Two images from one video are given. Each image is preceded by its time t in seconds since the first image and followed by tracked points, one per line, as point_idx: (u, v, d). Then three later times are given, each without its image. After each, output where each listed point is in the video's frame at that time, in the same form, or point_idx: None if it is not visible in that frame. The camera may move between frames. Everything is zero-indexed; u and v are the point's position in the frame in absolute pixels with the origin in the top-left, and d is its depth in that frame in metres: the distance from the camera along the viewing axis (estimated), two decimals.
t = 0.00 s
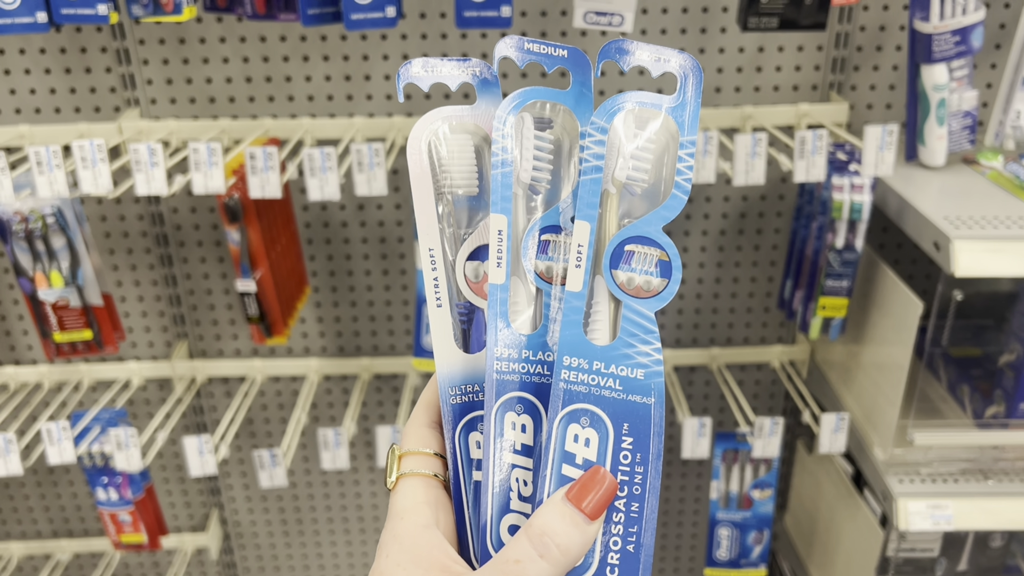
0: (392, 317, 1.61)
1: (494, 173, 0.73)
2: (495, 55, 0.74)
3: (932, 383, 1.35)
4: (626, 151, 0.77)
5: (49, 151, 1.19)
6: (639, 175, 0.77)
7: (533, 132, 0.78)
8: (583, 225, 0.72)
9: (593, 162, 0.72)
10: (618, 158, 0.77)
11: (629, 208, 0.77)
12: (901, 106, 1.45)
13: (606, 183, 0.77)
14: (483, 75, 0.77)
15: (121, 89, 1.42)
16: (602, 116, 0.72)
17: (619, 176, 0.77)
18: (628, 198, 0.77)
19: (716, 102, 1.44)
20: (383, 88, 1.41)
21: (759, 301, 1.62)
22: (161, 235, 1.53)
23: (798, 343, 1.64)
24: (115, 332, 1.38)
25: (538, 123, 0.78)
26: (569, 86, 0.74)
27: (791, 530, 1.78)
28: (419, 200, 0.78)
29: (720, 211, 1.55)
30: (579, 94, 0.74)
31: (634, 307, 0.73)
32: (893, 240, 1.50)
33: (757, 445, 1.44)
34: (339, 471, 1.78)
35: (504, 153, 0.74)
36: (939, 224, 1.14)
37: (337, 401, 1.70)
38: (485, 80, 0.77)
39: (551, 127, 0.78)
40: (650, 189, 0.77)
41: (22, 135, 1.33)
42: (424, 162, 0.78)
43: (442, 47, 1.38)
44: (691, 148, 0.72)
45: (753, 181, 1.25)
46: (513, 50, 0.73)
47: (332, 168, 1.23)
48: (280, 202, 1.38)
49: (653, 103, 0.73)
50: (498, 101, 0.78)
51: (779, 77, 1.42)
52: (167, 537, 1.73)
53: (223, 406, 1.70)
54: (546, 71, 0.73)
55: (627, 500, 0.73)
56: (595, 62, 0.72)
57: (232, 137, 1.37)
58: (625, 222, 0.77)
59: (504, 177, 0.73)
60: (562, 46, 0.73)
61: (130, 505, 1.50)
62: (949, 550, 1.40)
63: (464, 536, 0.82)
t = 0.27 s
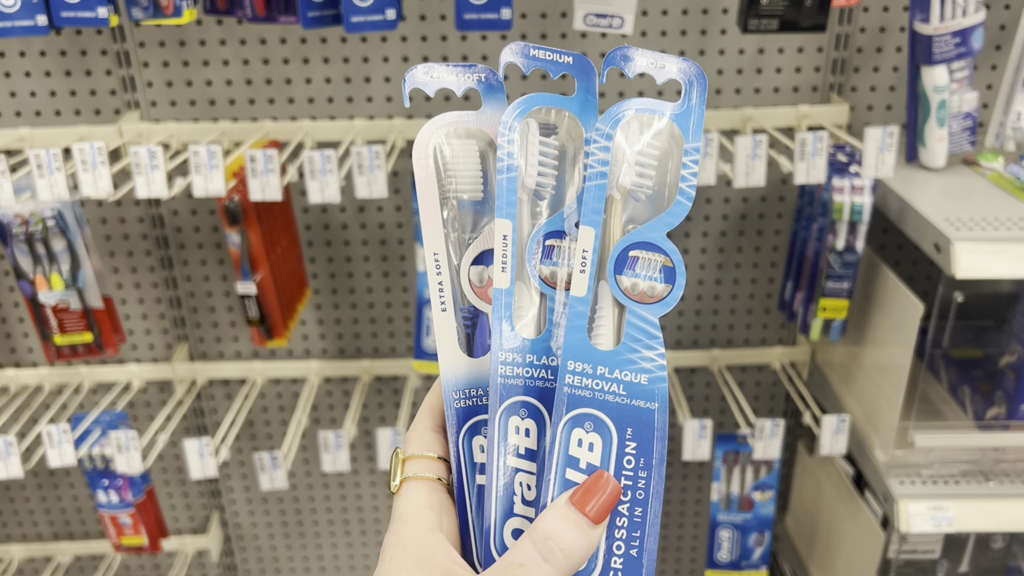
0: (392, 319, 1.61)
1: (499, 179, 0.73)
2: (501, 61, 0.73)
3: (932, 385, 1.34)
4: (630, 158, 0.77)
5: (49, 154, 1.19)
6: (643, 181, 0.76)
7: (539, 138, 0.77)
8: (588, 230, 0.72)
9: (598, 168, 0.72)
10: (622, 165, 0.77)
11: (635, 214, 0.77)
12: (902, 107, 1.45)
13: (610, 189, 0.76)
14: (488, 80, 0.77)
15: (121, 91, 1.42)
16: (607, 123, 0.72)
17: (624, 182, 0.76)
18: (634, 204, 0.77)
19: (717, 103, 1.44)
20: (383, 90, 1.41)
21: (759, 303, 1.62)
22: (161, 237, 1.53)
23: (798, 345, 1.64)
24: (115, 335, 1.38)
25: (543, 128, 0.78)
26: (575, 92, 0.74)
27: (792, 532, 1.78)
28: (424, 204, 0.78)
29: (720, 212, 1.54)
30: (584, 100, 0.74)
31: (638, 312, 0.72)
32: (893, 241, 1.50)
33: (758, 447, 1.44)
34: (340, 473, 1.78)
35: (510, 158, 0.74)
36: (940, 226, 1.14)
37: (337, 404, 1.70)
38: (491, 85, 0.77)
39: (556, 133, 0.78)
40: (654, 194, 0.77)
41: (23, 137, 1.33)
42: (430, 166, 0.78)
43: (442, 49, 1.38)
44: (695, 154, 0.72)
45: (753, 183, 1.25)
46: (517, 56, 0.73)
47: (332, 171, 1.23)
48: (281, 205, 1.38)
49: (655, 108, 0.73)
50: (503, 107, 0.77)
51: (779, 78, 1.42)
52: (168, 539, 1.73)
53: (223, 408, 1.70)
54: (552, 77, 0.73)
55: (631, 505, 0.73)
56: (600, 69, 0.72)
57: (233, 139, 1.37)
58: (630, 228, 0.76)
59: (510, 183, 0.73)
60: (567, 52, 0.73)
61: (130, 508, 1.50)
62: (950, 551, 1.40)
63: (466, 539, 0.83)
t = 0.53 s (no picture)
0: (391, 320, 1.61)
1: (497, 183, 0.73)
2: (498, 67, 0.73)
3: (931, 385, 1.34)
4: (626, 163, 0.77)
5: (47, 156, 1.19)
6: (640, 185, 0.77)
7: (536, 143, 0.78)
8: (586, 234, 0.72)
9: (595, 172, 0.72)
10: (618, 170, 0.77)
11: (633, 217, 0.76)
12: (901, 107, 1.45)
13: (607, 194, 0.76)
14: (486, 86, 0.77)
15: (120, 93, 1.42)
16: (603, 127, 0.72)
17: (620, 187, 0.76)
18: (631, 208, 0.76)
19: (715, 104, 1.44)
20: (381, 91, 1.41)
21: (758, 304, 1.62)
22: (160, 238, 1.53)
23: (798, 345, 1.64)
24: (113, 336, 1.38)
25: (539, 134, 0.78)
26: (572, 98, 0.74)
27: (792, 532, 1.78)
28: (422, 208, 0.78)
29: (719, 213, 1.54)
30: (581, 106, 0.74)
31: (635, 315, 0.72)
32: (892, 242, 1.50)
33: (757, 448, 1.43)
34: (339, 475, 1.78)
35: (508, 163, 0.74)
36: (938, 226, 1.14)
37: (336, 405, 1.70)
38: (488, 90, 0.77)
39: (552, 138, 0.78)
40: (651, 198, 0.76)
41: (21, 139, 1.33)
42: (428, 172, 0.79)
43: (440, 50, 1.38)
44: (691, 159, 0.72)
45: (752, 184, 1.25)
46: (514, 62, 0.73)
47: (330, 172, 1.23)
48: (280, 207, 1.38)
49: (651, 114, 0.73)
50: (501, 112, 0.77)
51: (778, 79, 1.42)
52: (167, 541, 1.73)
53: (222, 409, 1.70)
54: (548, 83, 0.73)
55: (628, 507, 0.73)
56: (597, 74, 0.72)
57: (231, 140, 1.37)
58: (627, 231, 0.76)
59: (507, 188, 0.73)
60: (564, 58, 0.73)
61: (129, 509, 1.50)
62: (949, 552, 1.39)
63: (465, 542, 0.82)
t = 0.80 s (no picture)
0: (390, 320, 1.61)
1: (499, 185, 0.73)
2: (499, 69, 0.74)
3: (931, 384, 1.34)
4: (627, 163, 0.77)
5: (46, 156, 1.19)
6: (641, 186, 0.76)
7: (537, 144, 0.77)
8: (587, 235, 0.72)
9: (596, 174, 0.72)
10: (620, 171, 0.76)
11: (633, 218, 0.76)
12: (900, 106, 1.45)
13: (608, 195, 0.76)
14: (487, 87, 0.76)
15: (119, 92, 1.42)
16: (604, 128, 0.72)
17: (621, 188, 0.76)
18: (631, 208, 0.76)
19: (715, 103, 1.44)
20: (380, 90, 1.41)
21: (758, 303, 1.62)
22: (159, 238, 1.53)
23: (798, 345, 1.64)
24: (112, 336, 1.38)
25: (541, 135, 0.77)
26: (572, 99, 0.74)
27: (792, 532, 1.78)
28: (424, 210, 0.78)
29: (718, 212, 1.54)
30: (581, 107, 0.74)
31: (637, 315, 0.72)
32: (892, 241, 1.50)
33: (757, 448, 1.43)
34: (339, 475, 1.78)
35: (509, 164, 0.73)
36: (938, 225, 1.14)
37: (336, 404, 1.70)
38: (489, 92, 0.77)
39: (553, 139, 0.78)
40: (652, 199, 0.76)
41: (20, 139, 1.33)
42: (430, 174, 0.79)
43: (439, 49, 1.38)
44: (692, 159, 0.72)
45: (751, 183, 1.25)
46: (515, 64, 0.73)
47: (329, 171, 1.22)
48: (279, 208, 1.38)
49: (652, 114, 0.73)
50: (501, 114, 0.77)
51: (777, 78, 1.42)
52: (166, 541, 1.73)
53: (222, 409, 1.70)
54: (549, 84, 0.73)
55: (631, 506, 0.73)
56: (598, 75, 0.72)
57: (230, 140, 1.37)
58: (627, 232, 0.76)
59: (509, 189, 0.73)
60: (564, 60, 0.73)
61: (128, 509, 1.50)
62: (950, 551, 1.39)
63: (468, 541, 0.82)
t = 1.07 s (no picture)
0: (391, 320, 1.61)
1: (501, 173, 0.73)
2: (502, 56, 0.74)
3: (931, 383, 1.34)
4: (633, 151, 0.77)
5: (46, 156, 1.19)
6: (646, 175, 0.76)
7: (541, 132, 0.77)
8: (590, 225, 0.72)
9: (600, 162, 0.72)
10: (624, 159, 0.77)
11: (635, 208, 0.76)
12: (900, 106, 1.45)
13: (612, 183, 0.76)
14: (490, 75, 0.77)
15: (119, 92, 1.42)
16: (609, 116, 0.72)
17: (626, 176, 0.77)
18: (635, 198, 0.77)
19: (714, 103, 1.44)
20: (380, 90, 1.41)
21: (758, 302, 1.62)
22: (159, 238, 1.53)
23: (798, 344, 1.64)
24: (113, 336, 1.38)
25: (544, 124, 0.78)
26: (577, 86, 0.73)
27: (792, 531, 1.78)
28: (427, 199, 0.78)
29: (718, 212, 1.54)
30: (585, 94, 0.73)
31: (641, 307, 0.72)
32: (891, 241, 1.50)
33: (757, 447, 1.43)
34: (338, 475, 1.78)
35: (511, 153, 0.73)
36: (937, 224, 1.14)
37: (336, 404, 1.70)
38: (492, 80, 0.77)
39: (557, 128, 0.78)
40: (656, 189, 0.76)
41: (20, 139, 1.33)
42: (431, 161, 0.78)
43: (439, 49, 1.38)
44: (698, 148, 0.72)
45: (751, 182, 1.25)
46: (519, 50, 0.73)
47: (329, 171, 1.22)
48: (279, 207, 1.38)
49: (657, 102, 0.73)
50: (505, 102, 0.78)
51: (777, 78, 1.42)
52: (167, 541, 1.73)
53: (222, 409, 1.70)
54: (553, 71, 0.73)
55: (635, 500, 0.73)
56: (602, 62, 0.72)
57: (231, 140, 1.37)
58: (632, 222, 0.76)
59: (512, 177, 0.73)
60: (569, 47, 0.73)
61: (129, 509, 1.50)
62: (950, 551, 1.39)
63: (471, 534, 0.82)
